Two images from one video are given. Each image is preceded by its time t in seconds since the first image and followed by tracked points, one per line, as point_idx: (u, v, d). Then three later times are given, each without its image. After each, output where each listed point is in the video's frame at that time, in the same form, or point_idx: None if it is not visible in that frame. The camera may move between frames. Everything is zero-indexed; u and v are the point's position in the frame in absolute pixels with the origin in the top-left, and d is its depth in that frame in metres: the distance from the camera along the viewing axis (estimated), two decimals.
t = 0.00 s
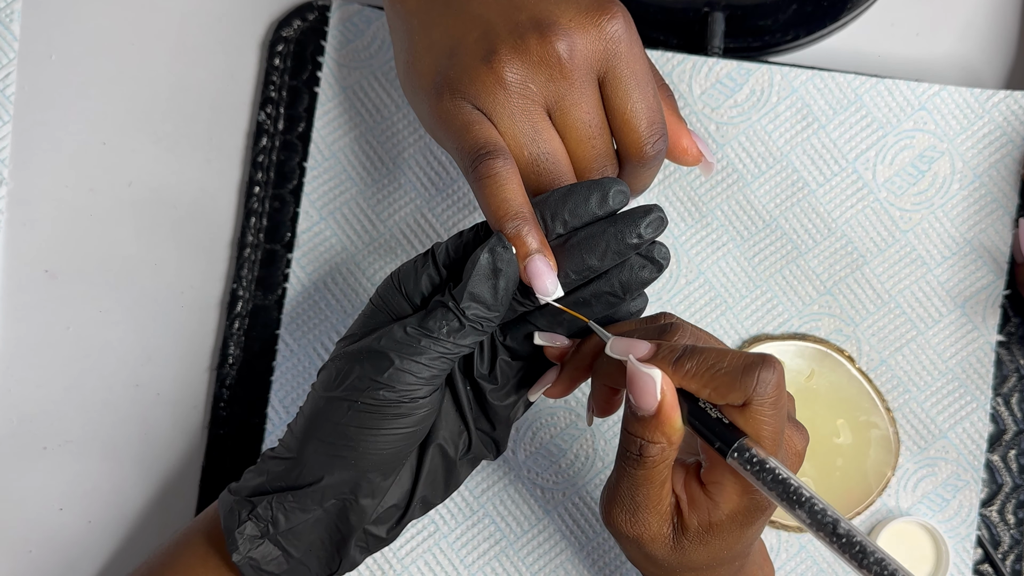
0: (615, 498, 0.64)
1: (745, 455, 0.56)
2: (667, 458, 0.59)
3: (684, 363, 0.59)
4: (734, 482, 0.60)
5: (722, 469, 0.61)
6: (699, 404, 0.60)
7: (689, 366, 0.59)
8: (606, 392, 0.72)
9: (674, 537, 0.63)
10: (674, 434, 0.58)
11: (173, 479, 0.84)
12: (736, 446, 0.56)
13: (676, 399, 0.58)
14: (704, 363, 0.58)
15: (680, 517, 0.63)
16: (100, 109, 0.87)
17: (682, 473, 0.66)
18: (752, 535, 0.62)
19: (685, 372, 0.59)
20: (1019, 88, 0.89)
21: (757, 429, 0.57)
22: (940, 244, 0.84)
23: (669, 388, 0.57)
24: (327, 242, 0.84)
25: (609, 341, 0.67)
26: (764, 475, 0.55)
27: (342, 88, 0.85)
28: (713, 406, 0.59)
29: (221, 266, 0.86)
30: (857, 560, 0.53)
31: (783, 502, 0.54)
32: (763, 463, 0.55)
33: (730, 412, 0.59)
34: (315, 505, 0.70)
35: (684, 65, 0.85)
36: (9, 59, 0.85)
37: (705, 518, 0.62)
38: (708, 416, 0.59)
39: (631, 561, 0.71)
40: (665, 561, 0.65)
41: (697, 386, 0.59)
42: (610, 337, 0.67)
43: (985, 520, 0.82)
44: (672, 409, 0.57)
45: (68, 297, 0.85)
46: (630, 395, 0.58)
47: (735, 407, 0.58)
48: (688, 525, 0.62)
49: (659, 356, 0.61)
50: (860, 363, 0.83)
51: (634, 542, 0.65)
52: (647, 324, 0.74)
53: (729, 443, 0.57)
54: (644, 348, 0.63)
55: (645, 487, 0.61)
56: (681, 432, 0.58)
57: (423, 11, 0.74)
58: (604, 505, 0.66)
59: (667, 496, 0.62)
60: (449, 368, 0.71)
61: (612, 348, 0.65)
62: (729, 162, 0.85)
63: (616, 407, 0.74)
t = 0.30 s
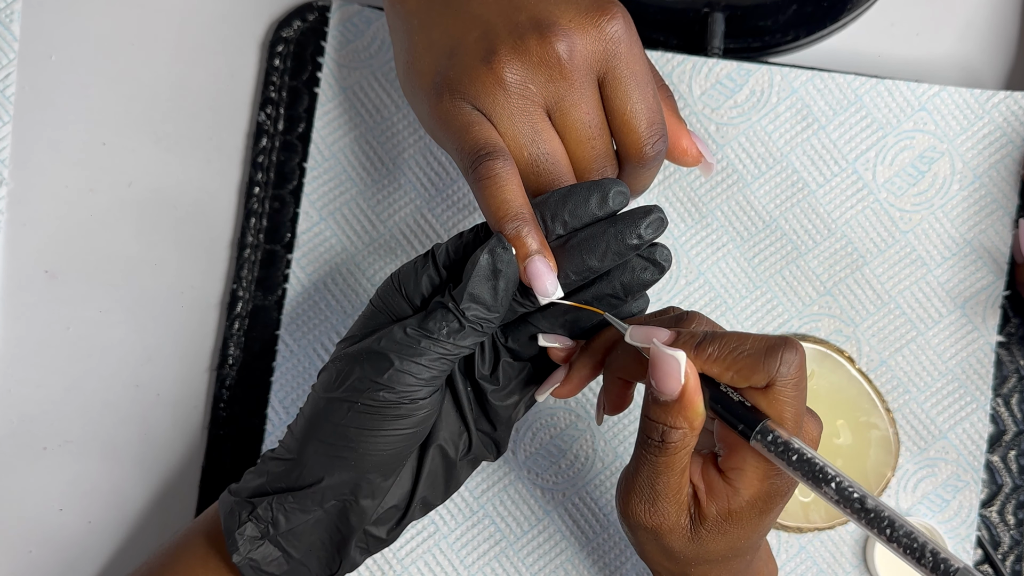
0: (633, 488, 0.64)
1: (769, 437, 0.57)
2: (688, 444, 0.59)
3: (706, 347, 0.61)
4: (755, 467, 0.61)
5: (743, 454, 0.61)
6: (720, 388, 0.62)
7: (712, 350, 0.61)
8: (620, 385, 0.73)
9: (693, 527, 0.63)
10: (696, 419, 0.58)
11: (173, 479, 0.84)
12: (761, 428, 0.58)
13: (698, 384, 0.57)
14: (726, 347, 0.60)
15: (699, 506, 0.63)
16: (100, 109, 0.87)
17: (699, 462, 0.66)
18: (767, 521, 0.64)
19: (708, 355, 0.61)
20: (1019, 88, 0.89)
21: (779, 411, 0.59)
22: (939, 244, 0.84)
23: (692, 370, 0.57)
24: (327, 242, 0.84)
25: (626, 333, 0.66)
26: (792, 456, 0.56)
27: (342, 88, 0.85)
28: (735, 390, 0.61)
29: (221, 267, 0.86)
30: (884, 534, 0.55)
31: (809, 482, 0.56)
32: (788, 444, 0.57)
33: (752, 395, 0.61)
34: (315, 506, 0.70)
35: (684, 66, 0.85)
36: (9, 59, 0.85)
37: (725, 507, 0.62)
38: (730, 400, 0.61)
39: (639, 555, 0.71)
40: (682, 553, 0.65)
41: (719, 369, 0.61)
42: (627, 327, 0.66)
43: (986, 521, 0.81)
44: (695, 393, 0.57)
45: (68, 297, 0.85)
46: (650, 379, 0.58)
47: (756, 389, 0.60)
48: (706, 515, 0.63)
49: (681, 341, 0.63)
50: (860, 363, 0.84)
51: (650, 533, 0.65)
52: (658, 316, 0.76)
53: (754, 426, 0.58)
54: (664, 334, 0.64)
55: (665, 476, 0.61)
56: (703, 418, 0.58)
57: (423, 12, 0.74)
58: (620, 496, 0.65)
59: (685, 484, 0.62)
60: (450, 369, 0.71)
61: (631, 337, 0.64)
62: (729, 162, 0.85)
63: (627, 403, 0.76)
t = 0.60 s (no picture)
0: (645, 475, 0.63)
1: (783, 422, 0.58)
2: (702, 430, 0.59)
3: (721, 333, 0.62)
4: (768, 454, 0.61)
5: (756, 441, 0.62)
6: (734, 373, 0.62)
7: (727, 336, 0.61)
8: (628, 377, 0.73)
9: (703, 516, 0.63)
10: (711, 404, 0.58)
11: (173, 479, 0.84)
12: (776, 414, 0.58)
13: (713, 368, 0.57)
14: (741, 333, 0.61)
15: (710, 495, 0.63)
16: (100, 109, 0.87)
17: (708, 451, 0.66)
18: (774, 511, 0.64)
19: (722, 341, 0.61)
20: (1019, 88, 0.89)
21: (794, 396, 0.60)
22: (939, 243, 0.84)
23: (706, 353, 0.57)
24: (327, 242, 0.84)
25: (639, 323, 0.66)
26: (808, 441, 0.56)
27: (342, 88, 0.85)
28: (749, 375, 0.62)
29: (221, 267, 0.86)
30: (902, 514, 0.56)
31: (825, 465, 0.57)
32: (803, 428, 0.57)
33: (766, 380, 0.62)
34: (315, 506, 0.70)
35: (684, 66, 0.85)
36: (9, 59, 0.85)
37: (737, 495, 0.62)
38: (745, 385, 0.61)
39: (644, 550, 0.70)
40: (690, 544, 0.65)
41: (734, 354, 0.61)
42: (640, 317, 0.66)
43: (986, 521, 0.81)
44: (710, 377, 0.57)
45: (68, 297, 0.85)
46: (665, 364, 0.58)
47: (771, 374, 0.61)
48: (717, 505, 0.62)
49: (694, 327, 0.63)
50: (860, 363, 0.84)
51: (660, 523, 0.64)
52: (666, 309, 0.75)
53: (770, 411, 0.58)
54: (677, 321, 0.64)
55: (677, 463, 0.61)
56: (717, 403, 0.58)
57: (423, 12, 0.74)
58: (631, 485, 0.65)
59: (697, 473, 0.62)
60: (450, 369, 0.71)
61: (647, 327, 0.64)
62: (729, 161, 0.85)
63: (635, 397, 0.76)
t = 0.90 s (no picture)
0: (636, 501, 0.64)
1: (772, 443, 0.58)
2: (690, 457, 0.59)
3: (699, 358, 0.60)
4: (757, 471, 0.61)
5: (743, 459, 0.62)
6: (717, 396, 0.62)
7: (705, 360, 0.60)
8: (611, 396, 0.74)
9: (698, 535, 0.63)
10: (693, 433, 0.57)
11: (173, 479, 0.84)
12: (765, 435, 0.58)
13: (694, 398, 0.57)
14: (720, 356, 0.60)
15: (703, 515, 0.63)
16: (100, 109, 0.87)
17: (698, 468, 0.66)
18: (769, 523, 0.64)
19: (701, 366, 0.60)
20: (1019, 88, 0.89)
21: (780, 413, 0.60)
22: (939, 244, 0.84)
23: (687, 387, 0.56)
24: (327, 242, 0.84)
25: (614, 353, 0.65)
26: (798, 459, 0.57)
27: (342, 88, 0.85)
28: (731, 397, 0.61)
29: (221, 266, 0.86)
30: (903, 526, 0.56)
31: (819, 482, 0.57)
32: (792, 446, 0.57)
33: (751, 398, 0.61)
34: (315, 506, 0.70)
35: (684, 66, 0.85)
36: (9, 59, 0.85)
37: (729, 514, 0.62)
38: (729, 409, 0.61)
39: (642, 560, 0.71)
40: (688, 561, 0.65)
41: (715, 378, 0.60)
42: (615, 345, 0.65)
43: (986, 521, 0.81)
44: (693, 409, 0.56)
45: (68, 297, 0.85)
46: (646, 400, 0.57)
47: (754, 394, 0.61)
48: (710, 523, 0.62)
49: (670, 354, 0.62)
50: (860, 363, 0.83)
51: (656, 543, 0.65)
52: (645, 327, 0.73)
53: (759, 433, 0.58)
54: (654, 351, 0.62)
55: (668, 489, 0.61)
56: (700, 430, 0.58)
57: (423, 12, 0.74)
58: (625, 508, 0.65)
59: (688, 495, 0.62)
60: (449, 369, 0.71)
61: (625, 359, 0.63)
62: (729, 162, 0.85)
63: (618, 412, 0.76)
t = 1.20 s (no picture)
0: (636, 487, 0.64)
1: (769, 428, 0.58)
2: (690, 440, 0.59)
3: (700, 342, 0.61)
4: (757, 458, 0.61)
5: (743, 446, 0.62)
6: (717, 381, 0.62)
7: (706, 344, 0.61)
8: (615, 386, 0.74)
9: (698, 522, 0.63)
10: (695, 414, 0.58)
11: (173, 479, 0.84)
12: (762, 420, 0.57)
13: (695, 380, 0.58)
14: (720, 340, 0.60)
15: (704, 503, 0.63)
16: (100, 109, 0.87)
17: (698, 457, 0.66)
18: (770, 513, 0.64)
19: (702, 350, 0.61)
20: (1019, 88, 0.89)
21: (778, 400, 0.60)
22: (940, 244, 0.84)
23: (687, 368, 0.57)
24: (327, 242, 0.84)
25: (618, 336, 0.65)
26: (795, 445, 0.56)
27: (342, 88, 0.85)
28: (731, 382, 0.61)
29: (221, 267, 0.86)
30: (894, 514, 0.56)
31: (813, 468, 0.57)
32: (789, 432, 0.57)
33: (750, 386, 0.61)
34: (315, 507, 0.70)
35: (684, 66, 0.85)
36: (9, 59, 0.85)
37: (729, 501, 0.62)
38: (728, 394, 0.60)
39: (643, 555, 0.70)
40: (688, 550, 0.65)
41: (715, 362, 0.61)
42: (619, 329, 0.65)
43: (986, 521, 0.81)
44: (692, 391, 0.57)
45: (68, 297, 0.85)
46: (647, 378, 0.58)
47: (754, 379, 0.61)
48: (710, 511, 0.62)
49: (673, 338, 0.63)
50: (860, 363, 0.83)
51: (655, 532, 0.64)
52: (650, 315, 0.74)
53: (757, 418, 0.58)
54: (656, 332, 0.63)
55: (667, 474, 0.61)
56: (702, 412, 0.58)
57: (423, 12, 0.74)
58: (624, 495, 0.65)
59: (688, 481, 0.62)
60: (450, 369, 0.71)
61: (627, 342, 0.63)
62: (729, 162, 0.85)
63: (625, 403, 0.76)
